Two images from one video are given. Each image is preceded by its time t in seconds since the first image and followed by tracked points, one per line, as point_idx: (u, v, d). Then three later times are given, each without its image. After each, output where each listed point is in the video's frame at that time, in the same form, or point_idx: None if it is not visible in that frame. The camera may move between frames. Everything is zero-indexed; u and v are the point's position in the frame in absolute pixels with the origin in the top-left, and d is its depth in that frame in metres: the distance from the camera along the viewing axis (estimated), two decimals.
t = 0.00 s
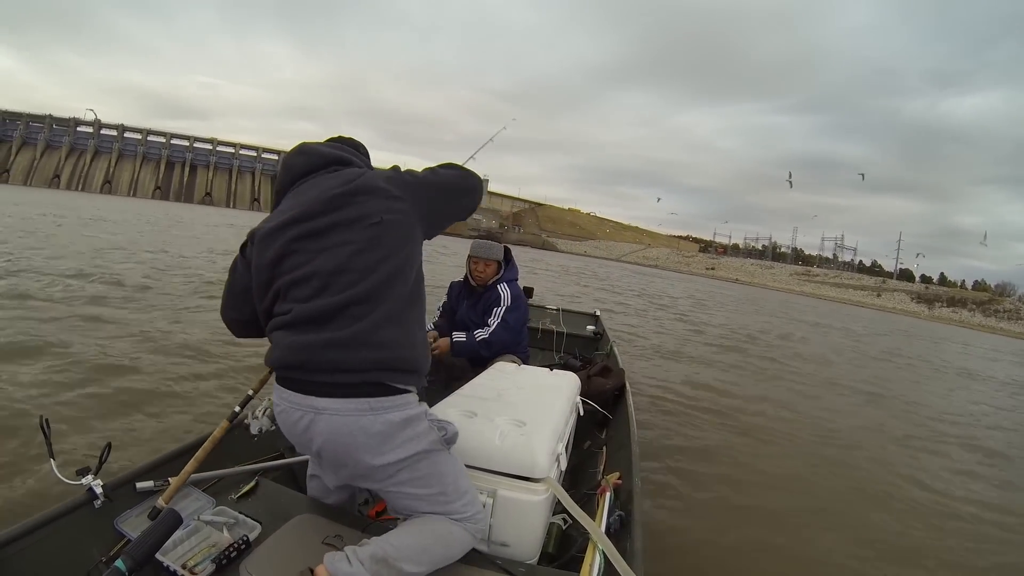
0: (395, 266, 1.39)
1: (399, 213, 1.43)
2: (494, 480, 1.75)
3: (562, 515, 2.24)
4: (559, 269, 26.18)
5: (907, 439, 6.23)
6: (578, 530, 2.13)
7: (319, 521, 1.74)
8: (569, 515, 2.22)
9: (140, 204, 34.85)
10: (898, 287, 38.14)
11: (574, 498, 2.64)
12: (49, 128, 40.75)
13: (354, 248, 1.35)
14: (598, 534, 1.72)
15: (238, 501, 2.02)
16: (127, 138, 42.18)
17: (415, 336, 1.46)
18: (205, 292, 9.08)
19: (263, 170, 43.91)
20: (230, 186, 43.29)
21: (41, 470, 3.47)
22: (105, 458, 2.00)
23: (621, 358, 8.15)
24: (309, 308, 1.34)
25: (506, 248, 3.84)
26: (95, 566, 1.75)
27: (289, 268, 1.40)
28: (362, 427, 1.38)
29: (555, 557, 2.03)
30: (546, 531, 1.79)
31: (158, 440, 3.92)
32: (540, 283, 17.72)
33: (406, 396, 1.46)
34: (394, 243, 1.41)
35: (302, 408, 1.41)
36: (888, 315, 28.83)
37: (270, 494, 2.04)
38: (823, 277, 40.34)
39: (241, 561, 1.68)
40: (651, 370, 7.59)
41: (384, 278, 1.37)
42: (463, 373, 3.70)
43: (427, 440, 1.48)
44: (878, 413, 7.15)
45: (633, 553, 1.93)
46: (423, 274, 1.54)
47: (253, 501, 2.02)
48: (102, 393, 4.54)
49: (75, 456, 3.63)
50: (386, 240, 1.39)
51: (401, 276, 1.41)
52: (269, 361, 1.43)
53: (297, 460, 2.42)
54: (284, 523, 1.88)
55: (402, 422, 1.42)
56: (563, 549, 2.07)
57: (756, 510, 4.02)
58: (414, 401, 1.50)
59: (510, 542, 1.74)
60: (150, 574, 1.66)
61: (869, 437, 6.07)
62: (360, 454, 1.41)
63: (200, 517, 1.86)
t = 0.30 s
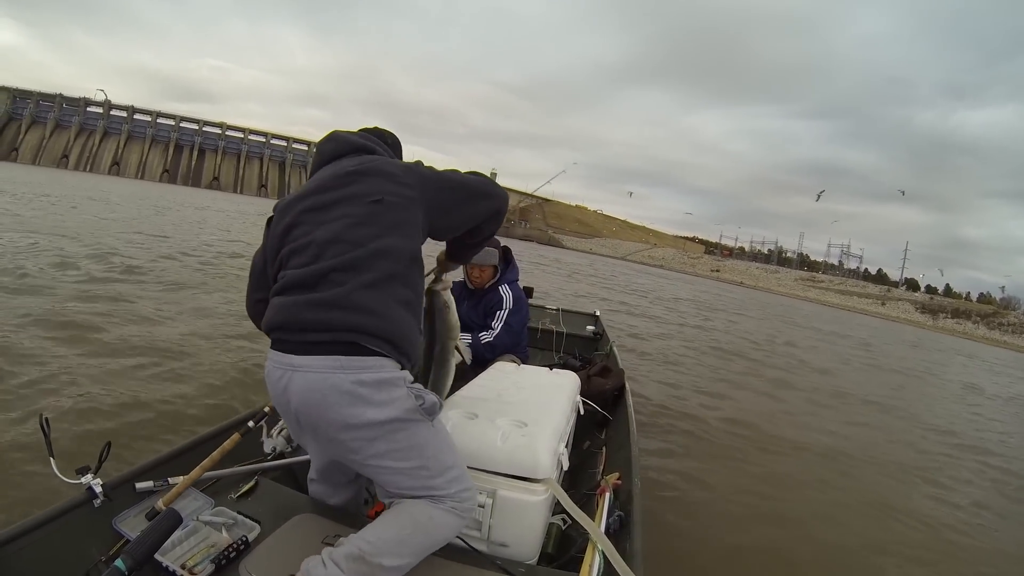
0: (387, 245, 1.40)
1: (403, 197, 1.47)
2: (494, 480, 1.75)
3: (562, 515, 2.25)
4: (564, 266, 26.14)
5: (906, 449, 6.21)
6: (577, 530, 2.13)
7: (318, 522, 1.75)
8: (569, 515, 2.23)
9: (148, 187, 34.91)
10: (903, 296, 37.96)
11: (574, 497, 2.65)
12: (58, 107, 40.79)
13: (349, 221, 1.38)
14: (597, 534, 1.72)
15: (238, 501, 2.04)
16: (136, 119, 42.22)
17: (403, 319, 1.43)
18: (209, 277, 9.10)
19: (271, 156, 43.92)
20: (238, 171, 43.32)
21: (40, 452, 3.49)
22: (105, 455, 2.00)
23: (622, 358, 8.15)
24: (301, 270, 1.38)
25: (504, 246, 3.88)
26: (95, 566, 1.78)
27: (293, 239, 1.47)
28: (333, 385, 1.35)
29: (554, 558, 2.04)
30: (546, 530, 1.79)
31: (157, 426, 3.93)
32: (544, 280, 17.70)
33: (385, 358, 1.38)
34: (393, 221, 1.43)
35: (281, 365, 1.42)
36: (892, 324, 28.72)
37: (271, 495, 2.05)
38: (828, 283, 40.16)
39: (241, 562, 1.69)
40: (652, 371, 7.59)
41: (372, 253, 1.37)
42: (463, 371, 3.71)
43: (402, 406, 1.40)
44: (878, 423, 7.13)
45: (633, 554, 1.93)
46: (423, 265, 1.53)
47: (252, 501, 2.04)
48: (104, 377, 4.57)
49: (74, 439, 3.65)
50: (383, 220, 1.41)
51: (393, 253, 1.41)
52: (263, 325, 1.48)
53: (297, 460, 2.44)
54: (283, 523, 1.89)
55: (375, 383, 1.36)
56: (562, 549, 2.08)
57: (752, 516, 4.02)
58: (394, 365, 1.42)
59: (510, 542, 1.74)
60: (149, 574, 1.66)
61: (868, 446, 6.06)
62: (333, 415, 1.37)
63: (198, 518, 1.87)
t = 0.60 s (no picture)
0: (354, 277, 1.40)
1: (379, 226, 1.46)
2: (494, 481, 1.74)
3: (563, 517, 2.24)
4: (567, 266, 26.12)
5: (916, 435, 6.16)
6: (578, 531, 2.13)
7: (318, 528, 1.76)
8: (570, 516, 2.22)
9: (151, 205, 35.18)
10: (910, 282, 37.69)
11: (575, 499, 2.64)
12: (61, 130, 41.18)
13: (320, 251, 1.41)
14: (598, 535, 1.72)
15: (239, 507, 2.08)
16: (138, 139, 42.59)
17: (371, 351, 1.43)
18: (213, 292, 9.15)
19: (273, 170, 44.16)
20: (240, 186, 43.60)
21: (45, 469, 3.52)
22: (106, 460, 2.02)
23: (626, 356, 8.13)
24: (278, 300, 1.45)
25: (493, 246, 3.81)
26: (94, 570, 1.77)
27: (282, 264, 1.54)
28: (295, 418, 1.42)
29: (556, 559, 2.03)
30: (547, 531, 1.78)
31: (160, 440, 3.95)
32: (547, 281, 17.70)
33: (344, 392, 1.41)
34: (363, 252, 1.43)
35: (264, 392, 1.51)
36: (900, 310, 28.49)
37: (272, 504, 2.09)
38: (834, 272, 39.92)
39: (241, 566, 1.72)
40: (656, 367, 7.57)
41: (337, 286, 1.39)
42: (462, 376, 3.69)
43: (362, 437, 1.42)
44: (887, 411, 7.07)
45: (634, 554, 1.92)
46: (400, 294, 1.52)
47: (252, 509, 2.06)
48: (108, 393, 4.61)
49: (79, 456, 3.68)
50: (355, 251, 1.42)
51: (360, 286, 1.41)
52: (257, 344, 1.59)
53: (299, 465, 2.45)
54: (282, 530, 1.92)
55: (330, 418, 1.41)
56: (563, 550, 2.07)
57: (759, 509, 3.99)
58: (356, 395, 1.43)
59: (510, 543, 1.74)
60: None
61: (878, 435, 6.00)
62: (299, 440, 1.46)
63: (199, 521, 1.89)
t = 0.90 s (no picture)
0: (350, 323, 1.35)
1: (373, 264, 1.38)
2: (494, 481, 1.74)
3: (562, 515, 2.24)
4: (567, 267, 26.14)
5: (914, 439, 6.16)
6: (577, 531, 2.13)
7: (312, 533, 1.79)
8: (569, 516, 2.22)
9: (152, 202, 35.19)
10: (910, 285, 37.70)
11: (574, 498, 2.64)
12: (62, 126, 41.14)
13: (312, 295, 1.35)
14: (597, 534, 1.71)
15: (237, 503, 2.12)
16: (138, 136, 42.57)
17: (374, 398, 1.39)
18: (213, 290, 9.16)
19: (274, 168, 44.15)
20: (241, 184, 43.60)
21: (43, 464, 3.53)
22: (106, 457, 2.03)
23: (626, 356, 8.13)
24: (274, 348, 1.40)
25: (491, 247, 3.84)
26: (95, 566, 1.77)
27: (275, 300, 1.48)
28: (308, 473, 1.40)
29: (554, 558, 2.03)
30: (546, 530, 1.78)
31: (159, 437, 3.96)
32: (547, 281, 17.71)
33: (356, 445, 1.38)
34: (360, 294, 1.37)
35: (269, 443, 1.48)
36: (900, 314, 28.49)
37: (268, 506, 2.12)
38: (834, 275, 39.94)
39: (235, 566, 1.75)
40: (655, 368, 7.57)
41: (333, 333, 1.34)
42: (461, 375, 3.68)
43: (379, 488, 1.40)
44: (886, 414, 7.07)
45: (633, 554, 1.93)
46: (401, 333, 1.46)
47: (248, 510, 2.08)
48: (107, 390, 4.62)
49: (77, 452, 3.69)
50: (349, 293, 1.36)
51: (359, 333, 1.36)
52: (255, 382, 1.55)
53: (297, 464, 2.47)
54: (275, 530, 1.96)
55: (347, 471, 1.38)
56: (562, 549, 2.07)
57: (757, 511, 4.00)
58: (369, 446, 1.41)
59: (510, 542, 1.74)
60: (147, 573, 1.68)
61: (877, 438, 6.00)
62: (314, 492, 1.44)
63: (195, 520, 1.89)
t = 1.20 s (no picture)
0: (365, 342, 1.32)
1: (391, 281, 1.37)
2: (494, 481, 1.73)
3: (562, 515, 2.23)
4: (569, 269, 26.14)
5: (917, 439, 6.14)
6: (577, 530, 2.12)
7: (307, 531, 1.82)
8: (569, 516, 2.21)
9: (154, 206, 35.29)
10: (912, 287, 37.63)
11: (574, 499, 2.63)
12: (64, 130, 41.31)
13: (325, 308, 1.31)
14: (598, 535, 1.70)
15: (237, 504, 2.14)
16: (141, 139, 42.73)
17: (384, 419, 1.36)
18: (214, 292, 9.19)
19: (276, 171, 44.29)
20: (243, 187, 43.71)
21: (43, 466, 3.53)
22: (106, 456, 2.03)
23: (626, 358, 8.13)
24: (275, 360, 1.32)
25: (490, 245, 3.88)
26: (94, 566, 1.76)
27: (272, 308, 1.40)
28: (307, 496, 1.34)
29: (554, 558, 2.02)
30: (546, 530, 1.77)
31: (159, 439, 3.97)
32: (548, 284, 17.72)
33: (358, 465, 1.34)
34: (375, 312, 1.35)
35: (261, 464, 1.40)
36: (902, 315, 28.41)
37: (265, 508, 2.14)
38: (836, 277, 39.86)
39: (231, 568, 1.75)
40: (656, 370, 7.57)
41: (348, 351, 1.30)
42: (461, 375, 3.68)
43: (379, 508, 1.37)
44: (888, 414, 7.05)
45: (633, 554, 1.92)
46: (409, 353, 1.44)
47: (247, 512, 2.11)
48: (107, 393, 4.63)
49: (77, 455, 3.69)
50: (364, 310, 1.33)
51: (373, 352, 1.33)
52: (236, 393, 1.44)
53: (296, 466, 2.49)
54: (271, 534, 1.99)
55: (348, 493, 1.34)
56: (562, 549, 2.06)
57: (757, 511, 3.99)
58: (370, 465, 1.37)
59: (510, 542, 1.73)
60: None
61: (877, 438, 5.98)
62: (311, 516, 1.39)
63: (190, 522, 1.88)
